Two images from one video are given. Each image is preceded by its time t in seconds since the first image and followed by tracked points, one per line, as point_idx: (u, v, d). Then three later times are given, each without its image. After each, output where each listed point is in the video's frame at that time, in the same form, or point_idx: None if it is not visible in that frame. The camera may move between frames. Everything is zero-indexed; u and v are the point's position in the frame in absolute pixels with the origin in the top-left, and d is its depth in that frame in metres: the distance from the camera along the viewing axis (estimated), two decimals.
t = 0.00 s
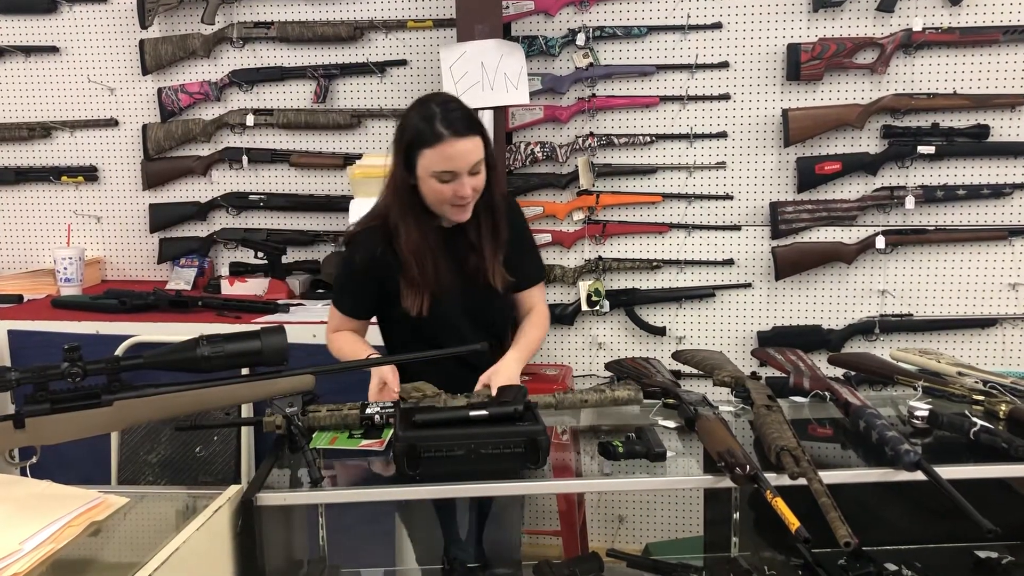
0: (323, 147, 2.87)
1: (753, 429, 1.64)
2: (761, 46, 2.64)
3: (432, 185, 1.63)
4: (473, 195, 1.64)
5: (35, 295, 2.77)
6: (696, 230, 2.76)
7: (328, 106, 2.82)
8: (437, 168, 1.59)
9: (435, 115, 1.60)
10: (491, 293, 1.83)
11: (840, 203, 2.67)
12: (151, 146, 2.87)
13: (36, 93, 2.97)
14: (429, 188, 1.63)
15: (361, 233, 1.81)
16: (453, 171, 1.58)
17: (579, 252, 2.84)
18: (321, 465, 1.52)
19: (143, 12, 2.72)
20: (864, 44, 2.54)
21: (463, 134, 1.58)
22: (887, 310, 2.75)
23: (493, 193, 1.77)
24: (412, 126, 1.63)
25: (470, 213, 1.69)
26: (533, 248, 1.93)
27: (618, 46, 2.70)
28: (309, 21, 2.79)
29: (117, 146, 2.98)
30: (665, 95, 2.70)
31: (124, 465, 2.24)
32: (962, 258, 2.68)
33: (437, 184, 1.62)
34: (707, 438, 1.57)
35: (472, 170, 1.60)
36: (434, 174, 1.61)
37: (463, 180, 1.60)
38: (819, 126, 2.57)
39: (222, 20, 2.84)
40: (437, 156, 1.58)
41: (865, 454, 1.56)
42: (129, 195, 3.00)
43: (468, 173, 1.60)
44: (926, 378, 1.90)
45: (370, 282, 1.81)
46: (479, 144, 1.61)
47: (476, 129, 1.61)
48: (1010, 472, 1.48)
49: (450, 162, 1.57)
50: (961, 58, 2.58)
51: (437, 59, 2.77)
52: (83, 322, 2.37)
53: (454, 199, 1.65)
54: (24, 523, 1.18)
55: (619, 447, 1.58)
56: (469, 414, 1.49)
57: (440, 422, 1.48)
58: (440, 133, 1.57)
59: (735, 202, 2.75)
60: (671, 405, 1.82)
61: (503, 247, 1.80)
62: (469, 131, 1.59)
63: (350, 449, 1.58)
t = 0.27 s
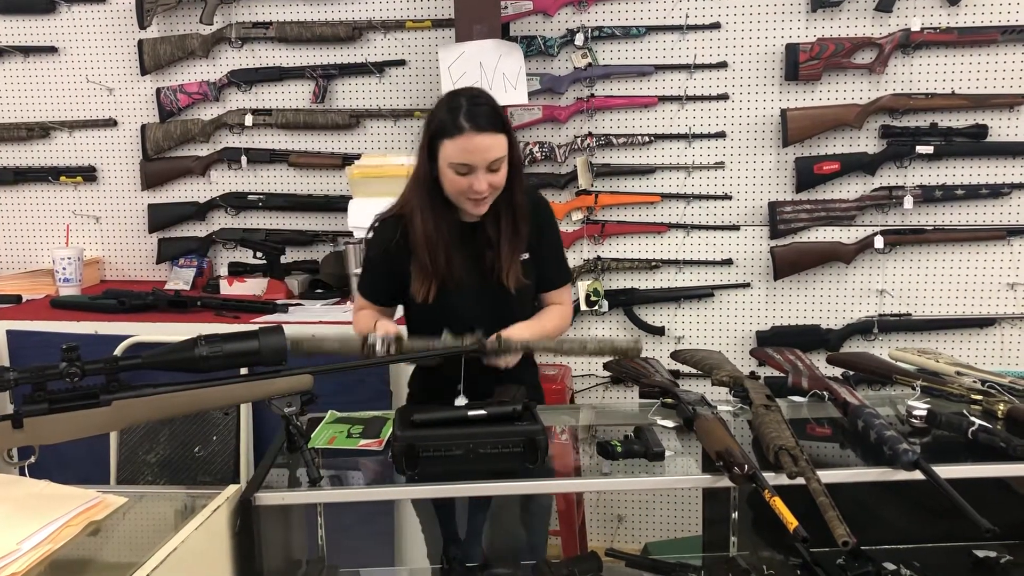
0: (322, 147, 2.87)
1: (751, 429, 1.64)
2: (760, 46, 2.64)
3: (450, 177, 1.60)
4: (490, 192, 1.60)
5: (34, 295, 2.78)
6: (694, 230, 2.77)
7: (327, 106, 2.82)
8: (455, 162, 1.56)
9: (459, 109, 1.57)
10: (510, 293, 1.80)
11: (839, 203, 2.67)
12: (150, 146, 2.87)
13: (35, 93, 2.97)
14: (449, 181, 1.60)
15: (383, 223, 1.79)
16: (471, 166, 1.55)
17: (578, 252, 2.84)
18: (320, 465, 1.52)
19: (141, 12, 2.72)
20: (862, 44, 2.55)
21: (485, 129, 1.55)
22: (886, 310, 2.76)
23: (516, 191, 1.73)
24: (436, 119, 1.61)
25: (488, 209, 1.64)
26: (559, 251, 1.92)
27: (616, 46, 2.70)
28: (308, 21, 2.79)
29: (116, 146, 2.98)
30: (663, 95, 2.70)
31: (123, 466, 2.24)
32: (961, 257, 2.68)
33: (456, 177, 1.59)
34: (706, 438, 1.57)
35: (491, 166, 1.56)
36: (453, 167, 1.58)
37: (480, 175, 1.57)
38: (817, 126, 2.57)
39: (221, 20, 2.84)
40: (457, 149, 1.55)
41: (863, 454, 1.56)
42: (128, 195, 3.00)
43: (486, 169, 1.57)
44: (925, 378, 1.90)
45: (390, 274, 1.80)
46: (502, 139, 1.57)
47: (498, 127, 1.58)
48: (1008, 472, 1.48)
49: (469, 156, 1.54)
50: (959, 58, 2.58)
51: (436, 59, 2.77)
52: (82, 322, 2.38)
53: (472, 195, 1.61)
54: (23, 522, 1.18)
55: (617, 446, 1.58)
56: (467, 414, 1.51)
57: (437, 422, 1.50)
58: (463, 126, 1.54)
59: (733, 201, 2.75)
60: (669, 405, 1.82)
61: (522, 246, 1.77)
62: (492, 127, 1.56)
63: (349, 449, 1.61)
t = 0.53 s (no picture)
0: (321, 148, 2.87)
1: (750, 430, 1.64)
2: (758, 47, 2.65)
3: (472, 156, 1.57)
4: (512, 172, 1.57)
5: (33, 296, 2.78)
6: (694, 231, 2.77)
7: (326, 107, 2.83)
8: (478, 139, 1.55)
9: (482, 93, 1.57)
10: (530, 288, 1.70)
11: (837, 204, 2.67)
12: (149, 147, 2.87)
13: (34, 93, 2.97)
14: (470, 161, 1.58)
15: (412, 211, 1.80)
16: (492, 142, 1.53)
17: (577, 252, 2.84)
18: (318, 466, 1.53)
19: (140, 13, 2.72)
20: (861, 45, 2.55)
21: (506, 108, 1.54)
22: (884, 311, 2.76)
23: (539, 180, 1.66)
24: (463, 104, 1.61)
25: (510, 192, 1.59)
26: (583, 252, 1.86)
27: (615, 47, 2.70)
28: (307, 22, 2.79)
29: (115, 147, 2.97)
30: (662, 96, 2.70)
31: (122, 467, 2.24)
32: (959, 258, 2.69)
33: (475, 156, 1.56)
34: (706, 439, 1.58)
35: (512, 144, 1.54)
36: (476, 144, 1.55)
37: (502, 153, 1.54)
38: (816, 127, 2.57)
39: (220, 21, 2.84)
40: (481, 126, 1.54)
41: (862, 455, 1.56)
42: (127, 196, 3.00)
43: (508, 146, 1.54)
44: (923, 379, 1.91)
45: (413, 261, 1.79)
46: (522, 121, 1.56)
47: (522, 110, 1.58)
48: (1007, 473, 1.49)
49: (492, 131, 1.53)
50: (957, 59, 2.58)
51: (435, 60, 2.77)
52: (81, 323, 2.38)
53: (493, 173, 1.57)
54: (22, 523, 1.18)
55: (616, 447, 1.58)
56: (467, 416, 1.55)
57: (436, 423, 1.53)
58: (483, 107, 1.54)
59: (732, 202, 2.75)
60: (667, 406, 1.82)
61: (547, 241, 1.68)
62: (514, 108, 1.55)
63: (348, 450, 1.61)
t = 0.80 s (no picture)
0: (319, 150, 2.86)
1: (749, 432, 1.64)
2: (757, 50, 2.65)
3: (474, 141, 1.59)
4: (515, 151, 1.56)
5: (31, 299, 2.77)
6: (692, 233, 2.77)
7: (324, 109, 2.83)
8: (479, 122, 1.57)
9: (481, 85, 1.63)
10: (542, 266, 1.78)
11: (836, 206, 2.67)
12: (147, 149, 2.87)
13: (33, 96, 2.97)
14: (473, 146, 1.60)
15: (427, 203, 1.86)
16: (492, 121, 1.55)
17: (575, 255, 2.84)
18: (317, 469, 1.52)
19: (139, 15, 2.72)
20: (859, 47, 2.55)
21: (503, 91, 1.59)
22: (883, 312, 2.76)
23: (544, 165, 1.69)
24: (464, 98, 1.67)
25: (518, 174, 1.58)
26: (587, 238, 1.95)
27: (614, 49, 2.70)
28: (305, 24, 2.79)
29: (113, 149, 2.97)
30: (661, 98, 2.70)
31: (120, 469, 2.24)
32: (958, 260, 2.69)
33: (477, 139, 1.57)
34: (705, 441, 1.57)
35: (509, 121, 1.55)
36: (477, 128, 1.57)
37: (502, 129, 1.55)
38: (815, 129, 2.57)
39: (218, 24, 2.84)
40: (481, 110, 1.58)
41: (861, 457, 1.56)
42: (125, 198, 2.99)
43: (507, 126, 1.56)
44: (922, 381, 1.91)
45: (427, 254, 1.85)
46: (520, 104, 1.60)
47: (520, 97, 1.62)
48: (1005, 475, 1.48)
49: (493, 113, 1.55)
50: (956, 61, 2.58)
51: (433, 62, 2.77)
52: (79, 325, 2.37)
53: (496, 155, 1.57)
54: (19, 527, 1.18)
55: (614, 450, 1.58)
56: (465, 419, 1.53)
57: (434, 426, 1.53)
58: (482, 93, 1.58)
59: (730, 204, 2.75)
60: (666, 408, 1.82)
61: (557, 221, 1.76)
62: (510, 91, 1.60)
63: (347, 453, 1.61)
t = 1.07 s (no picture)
0: (315, 154, 2.87)
1: (746, 436, 1.64)
2: (753, 54, 2.65)
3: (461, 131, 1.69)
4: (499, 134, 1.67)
5: (27, 303, 2.77)
6: (689, 237, 2.77)
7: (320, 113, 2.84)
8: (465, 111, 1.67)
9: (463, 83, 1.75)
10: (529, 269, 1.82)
11: (832, 210, 2.67)
12: (144, 153, 2.87)
13: (29, 100, 2.97)
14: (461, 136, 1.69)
15: (415, 207, 1.95)
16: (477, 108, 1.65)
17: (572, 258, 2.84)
18: (313, 473, 1.52)
19: (135, 20, 2.72)
20: (855, 51, 2.56)
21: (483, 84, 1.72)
22: (879, 316, 2.76)
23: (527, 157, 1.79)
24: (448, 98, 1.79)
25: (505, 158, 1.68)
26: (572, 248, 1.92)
27: (610, 54, 2.71)
28: (301, 28, 2.79)
29: (109, 153, 2.97)
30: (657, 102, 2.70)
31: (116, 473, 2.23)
32: (954, 264, 2.69)
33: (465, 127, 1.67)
34: (702, 446, 1.57)
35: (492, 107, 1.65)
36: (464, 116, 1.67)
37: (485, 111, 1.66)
38: (810, 133, 2.57)
39: (215, 28, 2.84)
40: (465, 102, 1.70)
41: (857, 461, 1.57)
42: (121, 202, 2.99)
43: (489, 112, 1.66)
44: (918, 385, 1.91)
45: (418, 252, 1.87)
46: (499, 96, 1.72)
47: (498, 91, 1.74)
48: (1001, 479, 1.48)
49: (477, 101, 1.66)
50: (952, 65, 2.59)
51: (430, 66, 2.77)
52: (75, 329, 2.37)
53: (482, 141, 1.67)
54: (14, 532, 1.17)
55: (611, 454, 1.58)
56: (461, 423, 1.52)
57: (430, 430, 1.52)
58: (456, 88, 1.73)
59: (727, 208, 2.75)
60: (663, 412, 1.82)
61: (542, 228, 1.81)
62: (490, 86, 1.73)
63: (343, 458, 1.61)
